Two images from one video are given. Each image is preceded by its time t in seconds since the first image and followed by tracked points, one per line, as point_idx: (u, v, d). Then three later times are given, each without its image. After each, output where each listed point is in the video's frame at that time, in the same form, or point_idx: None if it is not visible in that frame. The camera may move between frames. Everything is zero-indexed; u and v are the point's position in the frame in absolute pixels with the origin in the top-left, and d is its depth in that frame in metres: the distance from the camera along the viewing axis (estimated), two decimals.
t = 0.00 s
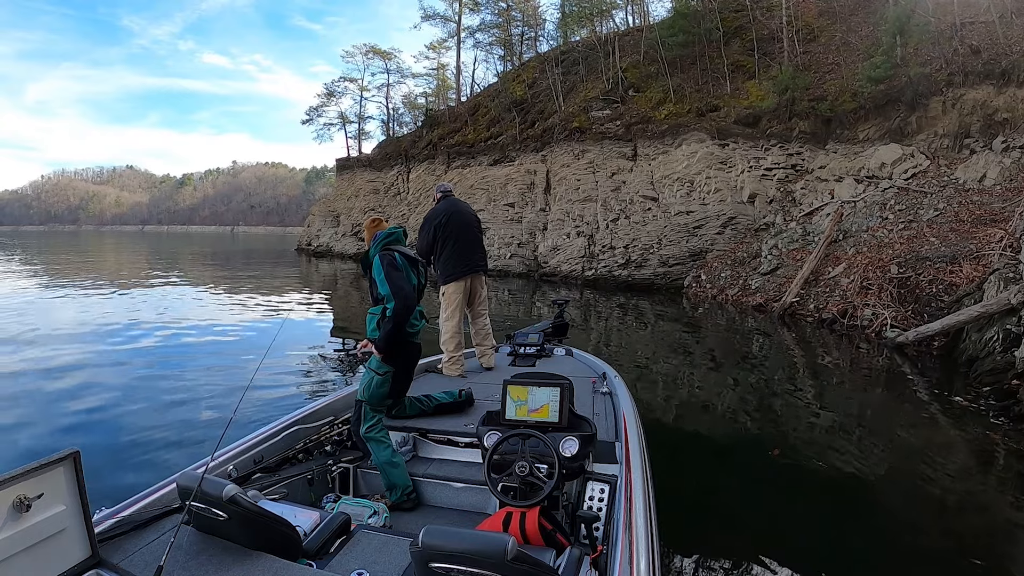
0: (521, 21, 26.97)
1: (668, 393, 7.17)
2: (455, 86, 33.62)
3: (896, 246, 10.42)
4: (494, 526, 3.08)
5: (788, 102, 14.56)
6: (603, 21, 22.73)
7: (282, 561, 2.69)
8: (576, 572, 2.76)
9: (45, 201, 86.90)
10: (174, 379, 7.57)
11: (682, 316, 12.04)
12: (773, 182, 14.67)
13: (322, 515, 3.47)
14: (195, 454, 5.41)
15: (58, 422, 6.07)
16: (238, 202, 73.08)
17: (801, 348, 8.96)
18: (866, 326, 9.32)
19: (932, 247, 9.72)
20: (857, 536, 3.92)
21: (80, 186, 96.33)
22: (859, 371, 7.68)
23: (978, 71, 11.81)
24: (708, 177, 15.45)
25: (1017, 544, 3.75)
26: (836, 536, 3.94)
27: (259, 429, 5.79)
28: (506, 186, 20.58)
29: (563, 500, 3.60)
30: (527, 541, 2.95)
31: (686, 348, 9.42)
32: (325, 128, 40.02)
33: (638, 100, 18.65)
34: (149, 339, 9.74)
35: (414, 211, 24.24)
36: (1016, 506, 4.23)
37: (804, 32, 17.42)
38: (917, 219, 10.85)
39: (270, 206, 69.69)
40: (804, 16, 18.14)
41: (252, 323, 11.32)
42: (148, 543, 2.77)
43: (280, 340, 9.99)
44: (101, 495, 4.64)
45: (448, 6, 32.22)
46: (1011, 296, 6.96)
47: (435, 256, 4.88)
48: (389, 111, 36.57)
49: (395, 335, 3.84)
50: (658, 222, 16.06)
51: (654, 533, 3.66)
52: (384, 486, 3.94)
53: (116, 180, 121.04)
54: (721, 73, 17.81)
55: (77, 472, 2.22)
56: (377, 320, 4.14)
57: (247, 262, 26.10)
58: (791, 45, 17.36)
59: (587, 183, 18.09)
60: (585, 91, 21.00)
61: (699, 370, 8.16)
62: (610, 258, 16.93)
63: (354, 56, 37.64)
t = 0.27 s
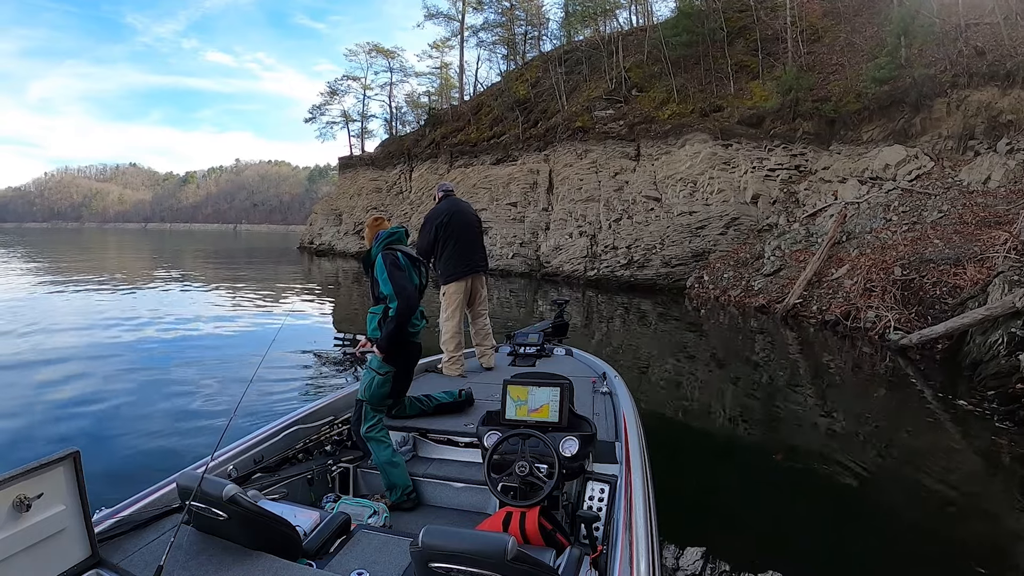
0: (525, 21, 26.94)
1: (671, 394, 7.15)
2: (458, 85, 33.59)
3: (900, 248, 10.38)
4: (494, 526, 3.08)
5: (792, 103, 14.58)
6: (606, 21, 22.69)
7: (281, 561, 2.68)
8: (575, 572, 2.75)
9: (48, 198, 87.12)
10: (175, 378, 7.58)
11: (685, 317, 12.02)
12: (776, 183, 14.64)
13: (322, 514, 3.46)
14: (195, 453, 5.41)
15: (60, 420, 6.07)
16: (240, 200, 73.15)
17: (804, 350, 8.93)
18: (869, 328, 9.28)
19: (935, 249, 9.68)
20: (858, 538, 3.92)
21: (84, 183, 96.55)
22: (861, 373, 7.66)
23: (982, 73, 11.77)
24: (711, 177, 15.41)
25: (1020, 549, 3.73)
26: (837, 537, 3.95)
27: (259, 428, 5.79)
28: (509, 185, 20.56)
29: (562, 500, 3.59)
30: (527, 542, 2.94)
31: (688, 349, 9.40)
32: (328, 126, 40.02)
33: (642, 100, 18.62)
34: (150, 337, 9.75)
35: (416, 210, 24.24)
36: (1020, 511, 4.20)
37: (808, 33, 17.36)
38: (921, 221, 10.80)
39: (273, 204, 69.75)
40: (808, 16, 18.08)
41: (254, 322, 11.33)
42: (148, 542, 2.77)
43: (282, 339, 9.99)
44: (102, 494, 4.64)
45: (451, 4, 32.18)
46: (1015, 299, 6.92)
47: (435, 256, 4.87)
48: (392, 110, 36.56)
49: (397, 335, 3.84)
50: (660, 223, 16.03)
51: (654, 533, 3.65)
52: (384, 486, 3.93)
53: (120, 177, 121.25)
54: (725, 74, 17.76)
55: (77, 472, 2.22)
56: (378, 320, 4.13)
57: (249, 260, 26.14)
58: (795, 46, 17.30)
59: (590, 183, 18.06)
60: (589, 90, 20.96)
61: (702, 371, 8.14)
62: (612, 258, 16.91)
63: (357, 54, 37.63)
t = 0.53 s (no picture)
0: (527, 20, 26.89)
1: (672, 394, 7.14)
2: (460, 84, 33.58)
3: (904, 248, 10.35)
4: (494, 526, 3.07)
5: (794, 102, 14.54)
6: (609, 21, 22.65)
7: (281, 561, 2.68)
8: (576, 572, 2.75)
9: (50, 197, 87.34)
10: (177, 377, 7.59)
11: (687, 317, 12.00)
12: (779, 183, 14.60)
13: (322, 514, 3.46)
14: (197, 453, 5.42)
15: (63, 419, 6.09)
16: (242, 199, 73.21)
17: (806, 351, 8.90)
18: (872, 329, 9.25)
19: (939, 249, 9.65)
20: (857, 537, 3.92)
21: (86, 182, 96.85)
22: (864, 374, 7.63)
23: (986, 72, 11.71)
24: (714, 177, 15.38)
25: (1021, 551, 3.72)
26: (836, 536, 3.95)
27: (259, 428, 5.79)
28: (511, 185, 20.55)
29: (562, 500, 3.59)
30: (527, 542, 2.93)
31: (690, 349, 9.38)
32: (330, 126, 40.03)
33: (644, 100, 18.59)
34: (152, 337, 9.77)
35: (418, 209, 24.24)
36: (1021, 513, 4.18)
37: (811, 32, 17.31)
38: (924, 221, 10.76)
39: (275, 204, 69.81)
40: (811, 16, 18.03)
41: (255, 321, 11.34)
42: (148, 542, 2.77)
43: (283, 338, 10.00)
44: (104, 493, 4.65)
45: (453, 4, 32.14)
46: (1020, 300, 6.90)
47: (436, 256, 4.86)
48: (394, 109, 36.55)
49: (399, 335, 3.84)
50: (663, 223, 16.01)
51: (654, 533, 3.64)
52: (385, 486, 3.93)
53: (122, 177, 121.54)
54: (727, 73, 17.70)
55: (77, 472, 2.22)
56: (379, 320, 4.12)
57: (251, 259, 26.17)
58: (798, 45, 17.25)
59: (592, 183, 18.04)
60: (591, 90, 20.92)
61: (704, 371, 8.13)
62: (614, 258, 16.89)
63: (359, 54, 37.66)
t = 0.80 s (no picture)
0: (529, 20, 26.88)
1: (674, 394, 7.13)
2: (462, 85, 33.59)
3: (907, 247, 10.31)
4: (494, 526, 3.07)
5: (797, 101, 14.51)
6: (610, 20, 22.63)
7: (281, 561, 2.68)
8: (576, 572, 2.74)
9: (54, 198, 87.69)
10: (178, 378, 7.61)
11: (689, 317, 11.98)
12: (781, 182, 14.56)
13: (322, 514, 3.46)
14: (198, 454, 5.43)
15: (65, 420, 6.10)
16: (245, 200, 73.34)
17: (810, 351, 8.87)
18: (876, 329, 9.21)
19: (942, 248, 9.61)
20: (856, 536, 3.93)
21: (90, 184, 97.15)
22: (867, 374, 7.60)
23: (989, 71, 11.67)
24: (716, 177, 15.36)
25: None
26: (835, 534, 3.96)
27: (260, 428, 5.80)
28: (512, 185, 20.55)
29: (562, 500, 3.58)
30: (527, 542, 2.93)
31: (692, 350, 9.33)
32: (332, 126, 40.09)
33: (646, 99, 18.56)
34: (155, 337, 9.80)
35: (420, 210, 24.25)
36: None
37: (813, 31, 17.27)
38: (927, 220, 10.71)
39: (277, 205, 69.93)
40: (813, 14, 17.98)
41: (258, 322, 11.35)
42: (148, 542, 2.77)
43: (284, 339, 10.01)
44: (105, 494, 4.66)
45: (455, 4, 32.14)
46: None
47: (436, 256, 4.85)
48: (396, 110, 36.59)
49: (401, 335, 3.84)
50: (665, 222, 15.98)
51: (654, 532, 3.64)
52: (385, 486, 3.93)
53: (125, 178, 121.93)
54: (729, 72, 17.66)
55: (77, 472, 2.22)
56: (380, 320, 4.12)
57: (254, 260, 26.23)
58: (800, 44, 17.20)
59: (594, 183, 18.03)
60: (593, 89, 20.90)
61: (706, 371, 8.11)
62: (616, 258, 16.87)
63: (360, 55, 37.70)
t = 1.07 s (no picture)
0: (530, 21, 26.90)
1: (677, 395, 7.11)
2: (463, 85, 33.62)
3: (911, 246, 10.26)
4: (494, 526, 3.06)
5: (799, 100, 14.47)
6: (612, 20, 22.61)
7: (280, 561, 2.68)
8: (576, 572, 2.73)
9: (58, 201, 88.07)
10: (180, 379, 7.62)
11: (692, 317, 11.95)
12: (784, 182, 14.51)
13: (322, 514, 3.46)
14: (200, 454, 5.43)
15: (67, 422, 6.11)
16: (248, 202, 73.53)
17: (814, 351, 8.83)
18: (880, 329, 9.17)
19: (946, 247, 9.56)
20: (858, 536, 3.91)
21: (93, 186, 97.48)
22: (871, 374, 7.56)
23: (992, 68, 11.63)
24: (718, 176, 15.33)
25: None
26: (836, 534, 3.95)
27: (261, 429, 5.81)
28: (514, 186, 20.55)
29: (562, 500, 3.57)
30: (527, 542, 2.92)
31: (695, 350, 9.30)
32: (334, 128, 40.16)
33: (648, 99, 18.54)
34: (158, 339, 9.82)
35: (422, 211, 24.27)
36: None
37: (815, 30, 17.22)
38: (931, 218, 10.67)
39: (280, 206, 70.09)
40: (815, 13, 17.93)
41: (260, 323, 11.36)
42: (148, 543, 2.77)
43: (286, 339, 10.01)
44: (107, 494, 4.67)
45: (456, 5, 32.16)
46: None
47: (436, 256, 4.84)
48: (398, 111, 36.64)
49: (402, 334, 3.84)
50: (668, 222, 15.95)
51: (654, 532, 3.63)
52: (385, 486, 3.93)
53: (129, 180, 122.31)
54: (731, 72, 17.61)
55: (77, 472, 2.22)
56: (380, 320, 4.12)
57: (257, 262, 26.28)
58: (802, 43, 17.16)
59: (596, 183, 18.01)
60: (595, 89, 20.88)
61: (709, 371, 8.08)
62: (619, 258, 16.85)
63: (362, 56, 37.74)
